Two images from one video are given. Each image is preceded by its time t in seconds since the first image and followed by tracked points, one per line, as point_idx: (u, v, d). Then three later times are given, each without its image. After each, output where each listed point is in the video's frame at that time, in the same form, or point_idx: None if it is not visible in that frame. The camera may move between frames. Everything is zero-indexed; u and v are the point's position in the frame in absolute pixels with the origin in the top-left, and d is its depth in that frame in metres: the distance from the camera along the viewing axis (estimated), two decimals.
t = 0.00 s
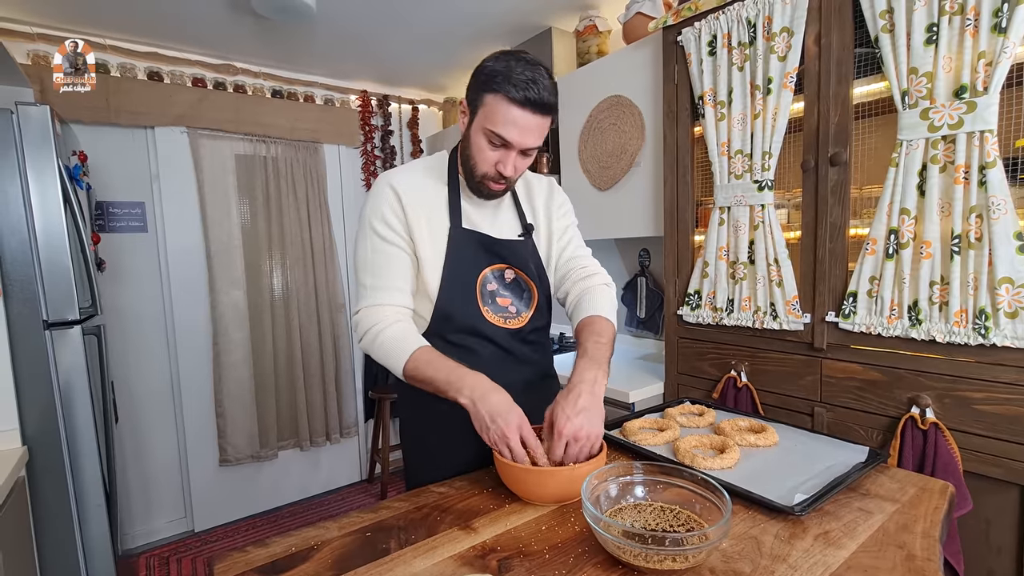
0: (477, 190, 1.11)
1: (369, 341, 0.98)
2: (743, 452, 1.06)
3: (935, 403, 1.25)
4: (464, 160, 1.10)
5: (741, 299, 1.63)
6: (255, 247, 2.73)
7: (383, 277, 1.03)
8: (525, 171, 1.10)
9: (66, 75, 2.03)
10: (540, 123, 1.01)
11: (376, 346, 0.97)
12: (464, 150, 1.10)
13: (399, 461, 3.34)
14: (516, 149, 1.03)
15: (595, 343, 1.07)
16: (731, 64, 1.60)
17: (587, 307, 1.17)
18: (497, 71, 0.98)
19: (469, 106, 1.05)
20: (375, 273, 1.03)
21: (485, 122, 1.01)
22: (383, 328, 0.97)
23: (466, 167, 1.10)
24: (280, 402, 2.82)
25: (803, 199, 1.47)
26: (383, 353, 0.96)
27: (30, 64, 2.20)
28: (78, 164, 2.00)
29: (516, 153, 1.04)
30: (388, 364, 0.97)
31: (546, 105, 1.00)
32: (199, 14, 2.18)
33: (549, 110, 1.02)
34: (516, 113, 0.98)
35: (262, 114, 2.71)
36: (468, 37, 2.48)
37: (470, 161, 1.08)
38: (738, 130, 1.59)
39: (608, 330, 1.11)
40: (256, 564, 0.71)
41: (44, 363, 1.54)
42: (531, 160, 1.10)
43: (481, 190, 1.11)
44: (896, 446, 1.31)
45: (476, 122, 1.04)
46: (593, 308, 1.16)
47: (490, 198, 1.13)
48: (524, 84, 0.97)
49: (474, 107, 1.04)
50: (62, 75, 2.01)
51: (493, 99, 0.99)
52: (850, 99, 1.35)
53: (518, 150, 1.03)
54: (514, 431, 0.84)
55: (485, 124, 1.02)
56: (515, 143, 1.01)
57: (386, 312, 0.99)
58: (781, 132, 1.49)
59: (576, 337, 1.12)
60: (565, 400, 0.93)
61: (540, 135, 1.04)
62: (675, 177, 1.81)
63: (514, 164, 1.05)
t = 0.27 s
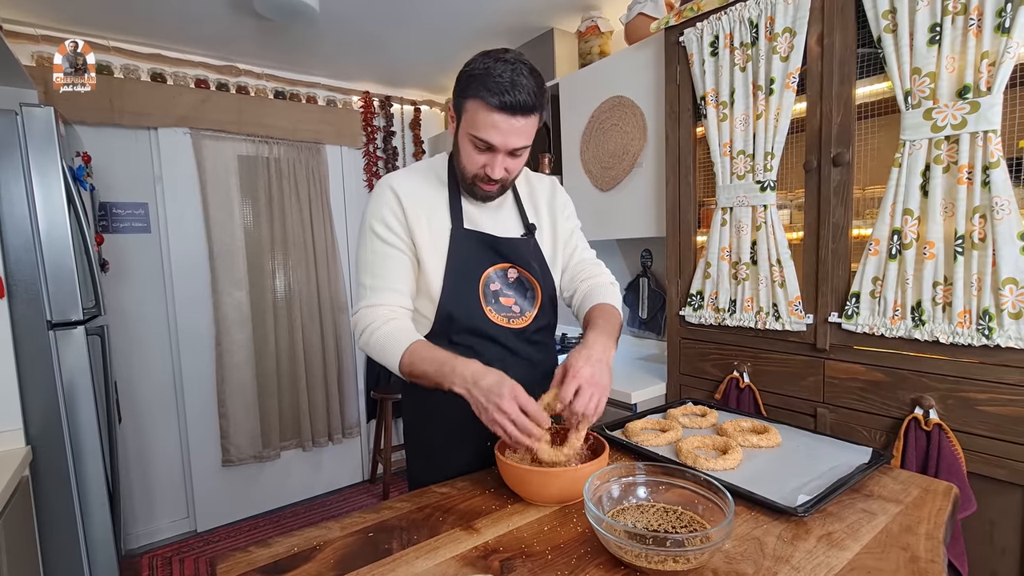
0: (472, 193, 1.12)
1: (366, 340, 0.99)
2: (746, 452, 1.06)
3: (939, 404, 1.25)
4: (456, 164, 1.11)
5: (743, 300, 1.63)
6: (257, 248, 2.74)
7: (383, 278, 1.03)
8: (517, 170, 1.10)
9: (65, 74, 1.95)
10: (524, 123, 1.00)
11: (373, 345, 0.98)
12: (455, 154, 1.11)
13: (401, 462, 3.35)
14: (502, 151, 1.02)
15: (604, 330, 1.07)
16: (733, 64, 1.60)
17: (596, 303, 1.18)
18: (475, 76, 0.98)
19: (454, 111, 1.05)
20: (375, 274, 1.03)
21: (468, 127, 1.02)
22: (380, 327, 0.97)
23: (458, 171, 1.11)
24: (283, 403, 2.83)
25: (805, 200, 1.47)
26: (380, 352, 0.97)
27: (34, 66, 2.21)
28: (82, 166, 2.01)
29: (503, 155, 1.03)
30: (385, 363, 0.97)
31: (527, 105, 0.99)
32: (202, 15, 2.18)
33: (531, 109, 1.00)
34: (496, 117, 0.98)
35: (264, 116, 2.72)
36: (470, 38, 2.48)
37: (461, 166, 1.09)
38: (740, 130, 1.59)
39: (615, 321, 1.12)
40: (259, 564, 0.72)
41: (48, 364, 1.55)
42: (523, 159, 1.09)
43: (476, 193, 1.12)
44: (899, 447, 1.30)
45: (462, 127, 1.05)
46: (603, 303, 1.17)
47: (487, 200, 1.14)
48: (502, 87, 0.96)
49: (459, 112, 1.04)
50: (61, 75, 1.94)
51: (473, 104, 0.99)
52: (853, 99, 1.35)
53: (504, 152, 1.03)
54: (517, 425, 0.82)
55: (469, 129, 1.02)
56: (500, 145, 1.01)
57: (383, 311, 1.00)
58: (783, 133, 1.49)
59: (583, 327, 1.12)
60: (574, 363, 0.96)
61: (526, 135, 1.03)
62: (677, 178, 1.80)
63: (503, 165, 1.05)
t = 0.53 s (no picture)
0: (479, 195, 1.12)
1: (367, 339, 0.99)
2: (749, 454, 1.06)
3: (942, 405, 1.25)
4: (462, 166, 1.11)
5: (746, 300, 1.63)
6: (260, 248, 2.74)
7: (387, 277, 1.03)
8: (524, 171, 1.10)
9: (65, 74, 1.97)
10: (531, 122, 1.01)
11: (374, 345, 0.98)
12: (461, 156, 1.11)
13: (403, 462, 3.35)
14: (508, 151, 1.03)
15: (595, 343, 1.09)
16: (735, 65, 1.60)
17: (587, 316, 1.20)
18: (481, 76, 0.99)
19: (460, 114, 1.06)
20: (379, 273, 1.04)
21: (475, 128, 1.02)
22: (381, 327, 0.97)
23: (465, 173, 1.11)
24: (285, 403, 2.83)
25: (808, 200, 1.46)
26: (381, 352, 0.97)
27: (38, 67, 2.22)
28: (85, 166, 2.01)
29: (510, 155, 1.04)
30: (385, 363, 0.97)
31: (533, 103, 1.00)
32: (205, 16, 2.19)
33: (537, 109, 1.01)
34: (504, 116, 0.98)
35: (267, 116, 2.73)
36: (472, 38, 2.48)
37: (467, 168, 1.09)
38: (743, 131, 1.59)
39: (605, 334, 1.14)
40: (261, 564, 0.72)
41: (51, 365, 1.55)
42: (529, 160, 1.09)
43: (482, 195, 1.12)
44: (902, 448, 1.30)
45: (468, 128, 1.05)
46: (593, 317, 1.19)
47: (493, 201, 1.13)
48: (509, 86, 0.97)
49: (465, 114, 1.05)
50: (61, 75, 1.95)
51: (480, 104, 0.99)
52: (855, 100, 1.35)
53: (511, 151, 1.03)
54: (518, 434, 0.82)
55: (476, 130, 1.02)
56: (506, 145, 1.01)
57: (385, 312, 1.00)
58: (785, 134, 1.49)
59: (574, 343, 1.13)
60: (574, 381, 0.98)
61: (532, 135, 1.03)
62: (679, 179, 1.80)
63: (509, 165, 1.05)
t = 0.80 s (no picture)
0: (481, 189, 1.11)
1: (380, 338, 0.98)
2: (751, 454, 1.06)
3: (945, 406, 1.24)
4: (466, 160, 1.11)
5: (748, 301, 1.62)
6: (261, 249, 2.75)
7: (393, 274, 1.03)
8: (527, 165, 1.10)
9: (65, 74, 1.98)
10: (534, 113, 1.02)
11: (388, 343, 0.97)
12: (466, 150, 1.11)
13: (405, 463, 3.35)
14: (512, 141, 1.03)
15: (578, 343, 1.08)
16: (737, 65, 1.59)
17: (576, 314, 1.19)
18: (487, 67, 1.00)
19: (465, 107, 1.07)
20: (385, 270, 1.03)
21: (479, 118, 1.03)
22: (395, 325, 0.97)
23: (468, 166, 1.11)
24: (287, 403, 2.84)
25: (810, 200, 1.46)
26: (395, 351, 0.96)
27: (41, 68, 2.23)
28: (88, 167, 2.02)
29: (513, 145, 1.04)
30: (401, 362, 0.97)
31: (537, 95, 1.00)
32: (207, 17, 2.19)
33: (541, 100, 1.02)
34: (508, 105, 0.99)
35: (269, 117, 2.73)
36: (474, 39, 2.48)
37: (471, 161, 1.09)
38: (745, 131, 1.59)
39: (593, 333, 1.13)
40: (264, 564, 0.72)
41: (54, 365, 1.56)
42: (532, 154, 1.09)
43: (485, 189, 1.11)
44: (905, 449, 1.29)
45: (473, 120, 1.06)
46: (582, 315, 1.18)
47: (496, 196, 1.13)
48: (514, 77, 0.98)
49: (470, 106, 1.06)
50: (62, 75, 1.96)
51: (485, 94, 1.00)
52: (858, 100, 1.34)
53: (515, 142, 1.04)
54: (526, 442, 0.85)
55: (480, 121, 1.03)
56: (510, 134, 1.02)
57: (397, 309, 0.99)
58: (788, 134, 1.49)
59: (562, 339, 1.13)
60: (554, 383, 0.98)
61: (536, 126, 1.04)
62: (681, 179, 1.80)
63: (513, 157, 1.05)
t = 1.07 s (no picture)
0: (476, 177, 1.10)
1: (390, 337, 0.98)
2: (752, 455, 1.05)
3: (947, 407, 1.24)
4: (466, 150, 1.12)
5: (749, 301, 1.62)
6: (263, 249, 2.75)
7: (397, 272, 1.02)
8: (524, 159, 1.10)
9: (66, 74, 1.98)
10: (535, 104, 1.03)
11: (398, 342, 0.97)
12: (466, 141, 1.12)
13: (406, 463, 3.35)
14: (510, 128, 1.03)
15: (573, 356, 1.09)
16: (738, 65, 1.59)
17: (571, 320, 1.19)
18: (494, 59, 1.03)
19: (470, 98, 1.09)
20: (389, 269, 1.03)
21: (481, 105, 1.05)
22: (406, 324, 0.97)
23: (467, 156, 1.11)
24: (288, 404, 2.84)
25: (812, 201, 1.46)
26: (404, 350, 0.96)
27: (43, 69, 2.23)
28: (90, 168, 2.02)
29: (511, 133, 1.04)
30: (410, 361, 0.97)
31: (540, 87, 1.02)
32: (209, 18, 2.20)
33: (544, 94, 1.03)
34: (509, 91, 1.00)
35: (270, 117, 2.73)
36: (475, 40, 2.49)
37: (469, 149, 1.09)
38: (746, 131, 1.59)
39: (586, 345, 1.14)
40: (265, 565, 0.72)
41: (56, 365, 1.56)
42: (530, 149, 1.10)
43: (479, 178, 1.10)
44: (907, 450, 1.29)
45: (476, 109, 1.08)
46: (576, 322, 1.18)
47: (491, 188, 1.12)
48: (518, 66, 1.00)
49: (474, 96, 1.08)
50: (62, 75, 1.97)
51: (489, 80, 1.02)
52: (859, 100, 1.34)
53: (514, 130, 1.04)
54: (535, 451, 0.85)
55: (482, 106, 1.04)
56: (509, 120, 1.02)
57: (406, 307, 0.99)
58: (789, 134, 1.49)
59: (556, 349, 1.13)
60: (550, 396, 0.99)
61: (535, 118, 1.05)
62: (683, 180, 1.80)
63: (510, 145, 1.05)
